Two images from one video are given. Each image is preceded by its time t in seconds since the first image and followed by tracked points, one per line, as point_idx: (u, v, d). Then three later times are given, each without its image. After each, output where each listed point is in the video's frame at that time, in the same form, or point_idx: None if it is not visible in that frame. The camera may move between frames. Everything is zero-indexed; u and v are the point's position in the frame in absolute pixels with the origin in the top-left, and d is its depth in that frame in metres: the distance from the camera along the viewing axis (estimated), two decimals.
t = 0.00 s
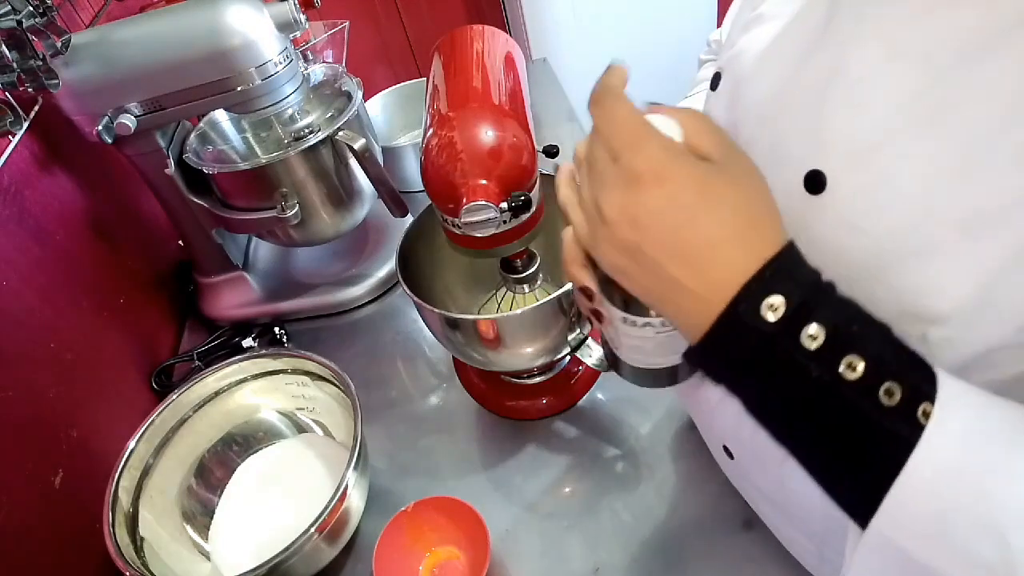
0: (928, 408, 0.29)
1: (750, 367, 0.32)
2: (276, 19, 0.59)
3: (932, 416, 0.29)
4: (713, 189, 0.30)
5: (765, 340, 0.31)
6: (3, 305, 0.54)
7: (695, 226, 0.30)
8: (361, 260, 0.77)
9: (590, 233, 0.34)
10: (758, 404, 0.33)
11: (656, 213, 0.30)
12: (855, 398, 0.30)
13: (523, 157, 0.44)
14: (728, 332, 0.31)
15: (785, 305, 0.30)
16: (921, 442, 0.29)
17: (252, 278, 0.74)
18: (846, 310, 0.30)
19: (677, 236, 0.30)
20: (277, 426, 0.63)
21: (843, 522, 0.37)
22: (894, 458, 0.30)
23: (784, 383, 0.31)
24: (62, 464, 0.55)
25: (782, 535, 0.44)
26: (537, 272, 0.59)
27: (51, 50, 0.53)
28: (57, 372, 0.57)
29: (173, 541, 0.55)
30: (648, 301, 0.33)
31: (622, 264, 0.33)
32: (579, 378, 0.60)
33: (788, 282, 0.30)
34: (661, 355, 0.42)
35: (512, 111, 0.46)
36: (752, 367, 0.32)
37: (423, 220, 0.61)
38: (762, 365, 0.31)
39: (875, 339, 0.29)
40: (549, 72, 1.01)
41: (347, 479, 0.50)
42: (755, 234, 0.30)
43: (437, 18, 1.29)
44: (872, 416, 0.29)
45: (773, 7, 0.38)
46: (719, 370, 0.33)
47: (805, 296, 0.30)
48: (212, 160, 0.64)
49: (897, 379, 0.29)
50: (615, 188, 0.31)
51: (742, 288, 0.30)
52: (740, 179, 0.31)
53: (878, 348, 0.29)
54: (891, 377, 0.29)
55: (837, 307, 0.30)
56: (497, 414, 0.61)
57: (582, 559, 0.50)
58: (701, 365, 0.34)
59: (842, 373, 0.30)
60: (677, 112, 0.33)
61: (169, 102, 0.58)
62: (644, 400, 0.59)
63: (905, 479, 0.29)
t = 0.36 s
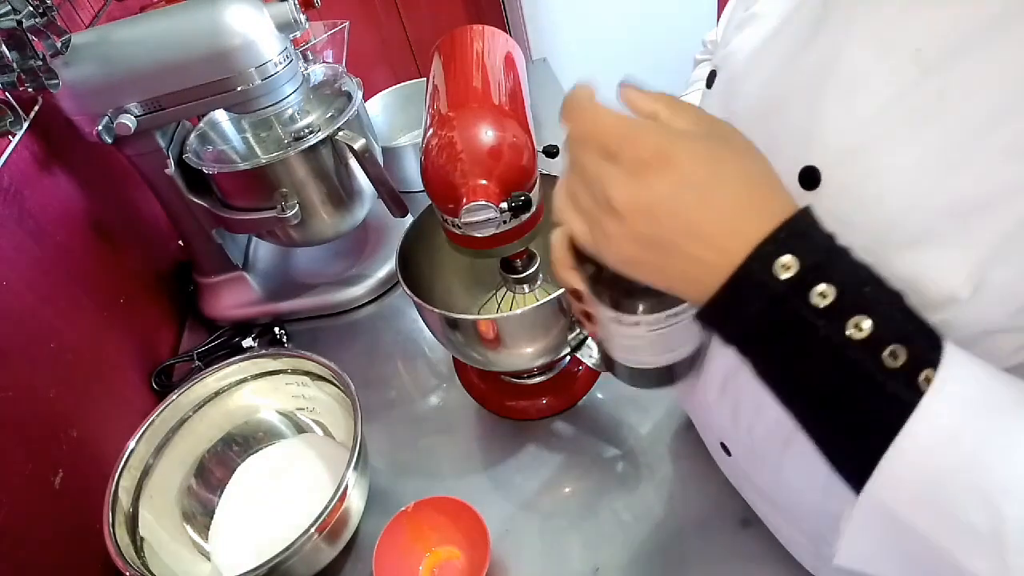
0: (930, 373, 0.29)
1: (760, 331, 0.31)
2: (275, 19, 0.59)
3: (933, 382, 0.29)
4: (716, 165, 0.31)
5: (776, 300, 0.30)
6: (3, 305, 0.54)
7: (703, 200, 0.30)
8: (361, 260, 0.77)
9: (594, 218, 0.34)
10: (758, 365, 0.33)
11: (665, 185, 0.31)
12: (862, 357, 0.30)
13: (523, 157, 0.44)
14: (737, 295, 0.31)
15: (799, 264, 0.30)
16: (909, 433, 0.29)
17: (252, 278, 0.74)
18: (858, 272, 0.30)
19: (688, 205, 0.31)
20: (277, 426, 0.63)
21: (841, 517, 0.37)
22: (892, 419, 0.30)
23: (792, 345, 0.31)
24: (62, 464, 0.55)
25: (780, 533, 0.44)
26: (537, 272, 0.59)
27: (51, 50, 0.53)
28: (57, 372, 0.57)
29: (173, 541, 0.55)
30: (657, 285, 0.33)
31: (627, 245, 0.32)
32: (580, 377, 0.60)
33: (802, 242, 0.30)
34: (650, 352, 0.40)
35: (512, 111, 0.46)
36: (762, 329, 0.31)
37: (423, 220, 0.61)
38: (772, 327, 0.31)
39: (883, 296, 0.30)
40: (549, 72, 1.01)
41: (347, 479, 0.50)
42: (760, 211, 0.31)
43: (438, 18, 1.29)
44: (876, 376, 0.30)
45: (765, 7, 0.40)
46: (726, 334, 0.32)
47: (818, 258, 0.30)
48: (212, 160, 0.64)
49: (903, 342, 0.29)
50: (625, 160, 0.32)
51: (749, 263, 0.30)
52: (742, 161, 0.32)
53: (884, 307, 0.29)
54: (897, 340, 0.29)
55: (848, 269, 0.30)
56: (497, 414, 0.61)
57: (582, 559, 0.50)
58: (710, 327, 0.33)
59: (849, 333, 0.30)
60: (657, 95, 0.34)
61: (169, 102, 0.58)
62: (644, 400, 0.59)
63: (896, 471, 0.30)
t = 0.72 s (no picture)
0: (926, 355, 0.29)
1: (758, 307, 0.32)
2: (275, 19, 0.59)
3: (930, 364, 0.29)
4: (702, 144, 0.31)
5: (772, 280, 0.30)
6: (3, 305, 0.54)
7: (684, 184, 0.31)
8: (361, 260, 0.77)
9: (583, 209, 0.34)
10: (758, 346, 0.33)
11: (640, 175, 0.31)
12: (859, 338, 0.30)
13: (523, 157, 0.44)
14: (738, 273, 0.31)
15: (796, 245, 0.30)
16: (906, 420, 0.29)
17: (253, 278, 0.74)
18: (857, 254, 0.30)
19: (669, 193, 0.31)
20: (277, 426, 0.63)
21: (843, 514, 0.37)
22: (889, 405, 0.30)
23: (795, 325, 0.31)
24: (62, 464, 0.55)
25: (780, 530, 0.45)
26: (537, 273, 0.59)
27: (51, 50, 0.53)
28: (57, 372, 0.57)
29: (173, 541, 0.55)
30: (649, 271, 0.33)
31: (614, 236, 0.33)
32: (580, 377, 0.60)
33: (800, 222, 0.30)
34: (652, 360, 0.40)
35: (512, 111, 0.46)
36: (758, 311, 0.32)
37: (423, 220, 0.61)
38: (768, 309, 0.31)
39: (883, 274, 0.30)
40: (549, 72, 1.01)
41: (346, 479, 0.50)
42: (746, 190, 0.31)
43: (438, 18, 1.29)
44: (874, 360, 0.30)
45: (768, 3, 0.40)
46: (727, 314, 0.33)
47: (817, 237, 0.30)
48: (212, 160, 0.64)
49: (900, 323, 0.29)
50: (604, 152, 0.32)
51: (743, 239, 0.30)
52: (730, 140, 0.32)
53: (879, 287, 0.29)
54: (896, 321, 0.29)
55: (847, 250, 0.30)
56: (497, 415, 0.61)
57: (582, 559, 0.50)
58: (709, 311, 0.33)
59: (846, 314, 0.30)
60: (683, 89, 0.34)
61: (169, 102, 0.58)
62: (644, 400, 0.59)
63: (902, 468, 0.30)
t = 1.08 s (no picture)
0: (928, 364, 0.30)
1: (767, 323, 0.32)
2: (275, 19, 0.59)
3: (932, 372, 0.30)
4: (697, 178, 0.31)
5: (775, 297, 0.32)
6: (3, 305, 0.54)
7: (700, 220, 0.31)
8: (361, 260, 0.77)
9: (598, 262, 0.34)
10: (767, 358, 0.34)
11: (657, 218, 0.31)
12: (861, 349, 0.30)
13: (523, 158, 0.44)
14: (738, 295, 0.32)
15: (796, 265, 0.31)
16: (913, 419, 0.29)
17: (252, 278, 0.74)
18: (853, 268, 0.30)
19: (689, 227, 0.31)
20: (277, 426, 0.63)
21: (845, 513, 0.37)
22: (896, 413, 0.31)
23: (797, 338, 0.32)
24: (62, 464, 0.55)
25: (784, 528, 0.45)
26: (537, 273, 0.59)
27: (51, 50, 0.53)
28: (57, 372, 0.57)
29: (173, 541, 0.55)
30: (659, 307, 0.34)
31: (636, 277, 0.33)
32: (580, 377, 0.61)
33: (797, 243, 0.31)
34: (634, 374, 0.40)
35: (512, 111, 0.46)
36: (760, 324, 0.33)
37: (422, 220, 0.61)
38: (770, 322, 0.33)
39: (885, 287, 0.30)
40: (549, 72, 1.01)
41: (346, 478, 0.50)
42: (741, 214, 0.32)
43: (438, 18, 1.29)
44: (877, 371, 0.30)
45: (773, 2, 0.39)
46: (733, 333, 0.34)
47: (813, 254, 0.31)
48: (212, 160, 0.64)
49: (901, 333, 0.30)
50: (622, 195, 0.31)
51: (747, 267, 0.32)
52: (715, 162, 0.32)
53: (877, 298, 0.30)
54: (895, 332, 0.30)
55: (843, 266, 0.31)
56: (496, 415, 0.61)
57: (582, 559, 0.50)
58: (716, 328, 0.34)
59: (847, 326, 0.31)
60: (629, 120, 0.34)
61: (169, 102, 0.58)
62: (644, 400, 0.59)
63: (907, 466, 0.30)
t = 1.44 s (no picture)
0: (928, 374, 0.29)
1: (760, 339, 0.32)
2: (275, 19, 0.59)
3: (933, 382, 0.29)
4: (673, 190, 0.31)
5: (769, 314, 0.31)
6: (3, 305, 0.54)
7: (683, 237, 0.31)
8: (361, 260, 0.77)
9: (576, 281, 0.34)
10: (763, 377, 0.33)
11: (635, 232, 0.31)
12: (860, 363, 0.30)
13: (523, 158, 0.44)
14: (728, 310, 0.32)
15: (786, 277, 0.31)
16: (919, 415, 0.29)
17: (252, 278, 0.74)
18: (847, 279, 0.30)
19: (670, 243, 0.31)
20: (277, 427, 0.63)
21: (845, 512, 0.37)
22: (897, 426, 0.30)
23: (790, 357, 0.32)
24: (62, 464, 0.55)
25: (786, 528, 0.45)
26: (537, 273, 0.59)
27: (51, 50, 0.53)
28: (57, 372, 0.57)
29: (173, 541, 0.55)
30: (644, 325, 0.33)
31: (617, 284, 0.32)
32: (580, 377, 0.61)
33: (789, 256, 0.31)
34: (643, 370, 0.42)
35: (512, 111, 0.46)
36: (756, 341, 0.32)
37: (422, 220, 0.61)
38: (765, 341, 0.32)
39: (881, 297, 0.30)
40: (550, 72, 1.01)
41: (346, 478, 0.50)
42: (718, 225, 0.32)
43: (438, 18, 1.29)
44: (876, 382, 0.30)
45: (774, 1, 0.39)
46: (724, 352, 0.33)
47: (805, 269, 0.31)
48: (212, 160, 0.64)
49: (897, 343, 0.29)
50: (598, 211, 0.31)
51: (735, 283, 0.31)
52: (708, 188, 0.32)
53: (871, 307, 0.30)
54: (891, 341, 0.30)
55: (836, 277, 0.30)
56: (496, 415, 0.61)
57: (582, 559, 0.50)
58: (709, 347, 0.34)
59: (843, 339, 0.30)
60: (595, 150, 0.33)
61: (169, 102, 0.58)
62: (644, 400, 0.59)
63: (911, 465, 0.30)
